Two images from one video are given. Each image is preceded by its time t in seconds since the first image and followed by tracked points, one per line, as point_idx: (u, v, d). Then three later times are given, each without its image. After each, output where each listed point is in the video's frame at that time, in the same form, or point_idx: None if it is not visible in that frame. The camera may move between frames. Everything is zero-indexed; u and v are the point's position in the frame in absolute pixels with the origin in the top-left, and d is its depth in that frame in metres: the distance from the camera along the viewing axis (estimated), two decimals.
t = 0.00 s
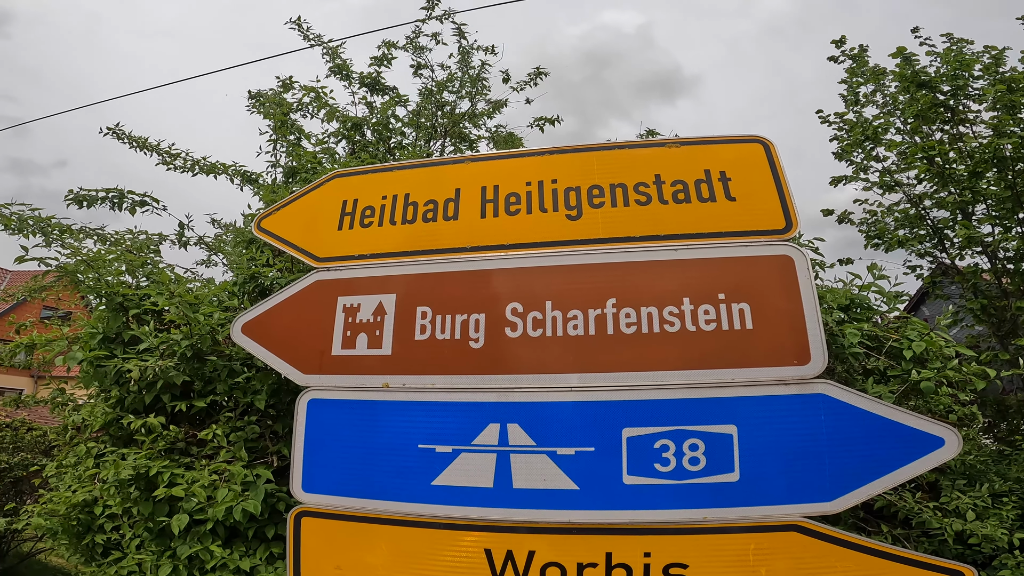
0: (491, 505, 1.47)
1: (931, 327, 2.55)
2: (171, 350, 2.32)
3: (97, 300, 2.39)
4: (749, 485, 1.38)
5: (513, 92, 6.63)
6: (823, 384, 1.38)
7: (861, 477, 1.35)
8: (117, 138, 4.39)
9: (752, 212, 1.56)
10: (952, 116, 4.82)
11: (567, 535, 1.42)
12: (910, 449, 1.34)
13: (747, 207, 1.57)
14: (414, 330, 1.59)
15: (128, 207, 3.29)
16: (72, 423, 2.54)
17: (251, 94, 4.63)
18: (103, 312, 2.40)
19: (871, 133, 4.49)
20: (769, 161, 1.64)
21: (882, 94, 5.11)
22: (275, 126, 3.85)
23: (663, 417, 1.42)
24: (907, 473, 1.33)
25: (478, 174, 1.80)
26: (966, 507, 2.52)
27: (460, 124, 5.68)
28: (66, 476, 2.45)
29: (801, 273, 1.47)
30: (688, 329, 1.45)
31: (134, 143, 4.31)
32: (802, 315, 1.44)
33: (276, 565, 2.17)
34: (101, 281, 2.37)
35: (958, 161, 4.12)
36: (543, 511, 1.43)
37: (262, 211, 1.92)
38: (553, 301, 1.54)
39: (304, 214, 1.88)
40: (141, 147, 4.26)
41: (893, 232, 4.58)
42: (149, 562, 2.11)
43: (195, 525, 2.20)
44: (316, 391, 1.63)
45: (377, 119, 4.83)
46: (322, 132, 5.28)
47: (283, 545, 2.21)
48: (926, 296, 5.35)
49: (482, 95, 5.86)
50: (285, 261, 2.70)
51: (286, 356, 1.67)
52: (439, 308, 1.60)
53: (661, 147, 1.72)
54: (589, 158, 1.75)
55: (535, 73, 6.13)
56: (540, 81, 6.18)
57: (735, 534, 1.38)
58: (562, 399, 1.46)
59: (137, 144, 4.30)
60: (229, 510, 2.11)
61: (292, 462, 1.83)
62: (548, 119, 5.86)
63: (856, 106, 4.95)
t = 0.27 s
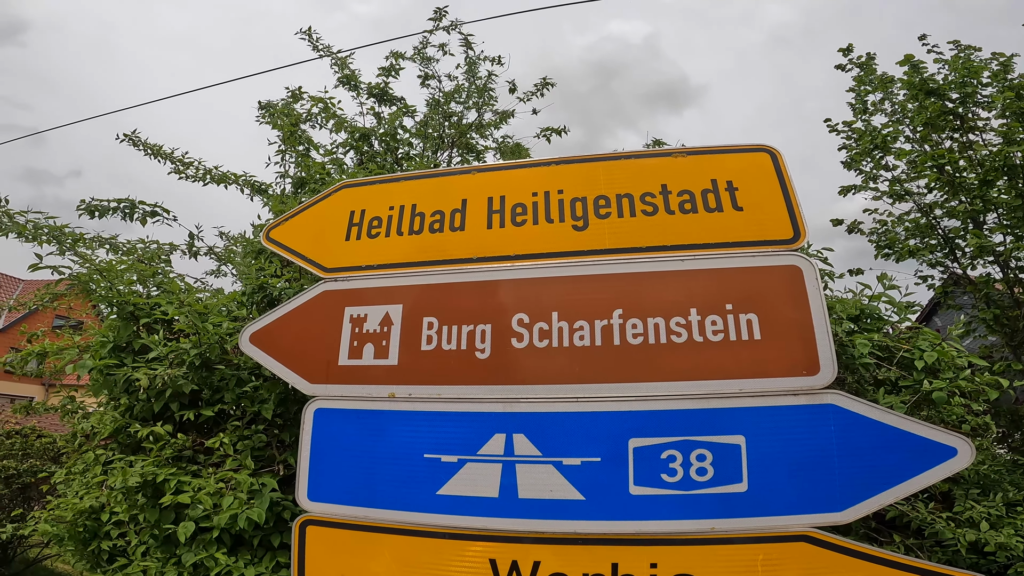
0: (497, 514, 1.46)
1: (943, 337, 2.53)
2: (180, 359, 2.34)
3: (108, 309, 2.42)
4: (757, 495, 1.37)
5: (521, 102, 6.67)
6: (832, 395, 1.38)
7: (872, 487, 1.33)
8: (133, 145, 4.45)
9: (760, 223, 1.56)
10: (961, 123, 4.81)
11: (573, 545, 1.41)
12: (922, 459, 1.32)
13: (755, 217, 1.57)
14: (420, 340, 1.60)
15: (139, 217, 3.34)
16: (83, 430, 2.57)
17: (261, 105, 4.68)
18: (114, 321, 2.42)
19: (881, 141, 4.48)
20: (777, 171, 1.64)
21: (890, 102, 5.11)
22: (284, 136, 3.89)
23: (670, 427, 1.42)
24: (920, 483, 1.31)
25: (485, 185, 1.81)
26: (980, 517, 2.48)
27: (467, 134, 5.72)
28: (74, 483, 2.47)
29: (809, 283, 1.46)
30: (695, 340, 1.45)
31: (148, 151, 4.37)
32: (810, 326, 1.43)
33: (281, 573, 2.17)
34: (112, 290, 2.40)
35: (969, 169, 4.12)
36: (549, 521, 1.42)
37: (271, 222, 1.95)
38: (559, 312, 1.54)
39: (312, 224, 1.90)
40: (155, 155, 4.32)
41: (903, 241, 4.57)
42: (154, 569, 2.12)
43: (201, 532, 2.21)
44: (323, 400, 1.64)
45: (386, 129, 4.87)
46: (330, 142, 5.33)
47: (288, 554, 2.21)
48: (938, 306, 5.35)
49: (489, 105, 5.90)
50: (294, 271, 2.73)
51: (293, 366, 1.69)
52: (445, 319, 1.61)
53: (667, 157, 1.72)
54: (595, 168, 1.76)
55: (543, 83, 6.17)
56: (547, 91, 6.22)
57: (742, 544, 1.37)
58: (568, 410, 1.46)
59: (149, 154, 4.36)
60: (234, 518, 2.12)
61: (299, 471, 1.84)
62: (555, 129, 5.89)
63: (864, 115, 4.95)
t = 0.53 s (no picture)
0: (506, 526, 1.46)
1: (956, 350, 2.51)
2: (191, 370, 2.37)
3: (122, 320, 2.45)
4: (768, 509, 1.36)
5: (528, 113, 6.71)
6: (844, 407, 1.37)
7: (884, 498, 1.33)
8: (157, 152, 4.53)
9: (769, 235, 1.57)
10: (971, 132, 4.79)
11: (581, 557, 1.41)
12: (935, 470, 1.31)
13: (764, 230, 1.58)
14: (430, 353, 1.61)
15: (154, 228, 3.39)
16: (96, 439, 2.60)
17: (272, 116, 4.74)
18: (128, 332, 2.46)
19: (892, 150, 4.59)
20: (786, 182, 1.65)
21: (900, 111, 5.10)
22: (294, 148, 3.95)
23: (679, 440, 1.42)
24: (933, 494, 1.31)
25: (493, 198, 1.82)
26: (995, 528, 2.44)
27: (476, 146, 5.77)
28: (85, 491, 2.49)
29: (819, 295, 1.46)
30: (704, 354, 1.45)
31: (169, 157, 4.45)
32: (820, 338, 1.43)
33: None
34: (126, 301, 2.43)
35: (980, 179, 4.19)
36: (557, 533, 1.42)
37: (282, 234, 1.97)
38: (567, 325, 1.55)
39: (322, 238, 1.92)
40: (174, 164, 4.39)
41: (915, 251, 4.64)
42: None
43: (211, 541, 2.22)
44: (332, 412, 1.65)
45: (394, 141, 4.92)
46: (340, 154, 5.40)
47: (296, 564, 2.21)
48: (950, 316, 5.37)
49: (497, 117, 5.95)
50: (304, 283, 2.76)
51: (303, 378, 1.70)
52: (454, 332, 1.62)
53: (675, 170, 1.73)
54: (603, 181, 1.77)
55: (551, 94, 6.22)
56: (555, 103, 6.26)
57: (753, 557, 1.35)
58: (577, 422, 1.46)
59: (163, 166, 4.43)
60: (243, 528, 2.12)
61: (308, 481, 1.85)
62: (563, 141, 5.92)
63: (873, 124, 4.95)
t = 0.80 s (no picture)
0: (522, 540, 1.46)
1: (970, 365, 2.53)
2: (209, 383, 2.42)
3: (141, 332, 2.50)
4: (785, 524, 1.37)
5: (539, 126, 6.76)
6: (861, 424, 1.37)
7: (901, 512, 1.33)
8: (170, 173, 4.61)
9: (785, 253, 1.58)
10: (985, 141, 4.77)
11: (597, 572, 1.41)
12: (953, 484, 1.32)
13: (780, 247, 1.59)
14: (447, 370, 1.64)
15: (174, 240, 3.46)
16: (113, 448, 2.63)
17: (287, 129, 4.82)
18: (148, 345, 2.51)
19: (905, 160, 4.64)
20: (802, 199, 1.66)
21: (912, 120, 5.10)
22: (309, 161, 4.01)
23: (695, 456, 1.43)
24: (951, 508, 1.31)
25: (509, 215, 1.85)
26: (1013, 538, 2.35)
27: (488, 159, 5.82)
28: (104, 501, 2.53)
29: (836, 312, 1.47)
30: (721, 371, 1.46)
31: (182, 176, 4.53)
32: (837, 356, 1.44)
33: None
34: (146, 315, 2.48)
35: (994, 190, 4.20)
36: (573, 547, 1.42)
37: (299, 250, 2.01)
38: (584, 343, 1.57)
39: (339, 254, 1.96)
40: (188, 181, 4.47)
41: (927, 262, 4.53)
42: None
43: (228, 552, 2.23)
44: (350, 427, 1.68)
45: (407, 154, 4.98)
46: (353, 167, 5.46)
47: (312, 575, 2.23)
48: (965, 326, 5.32)
49: (509, 129, 6.01)
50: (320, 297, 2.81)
51: (322, 393, 1.73)
52: (471, 349, 1.65)
53: (690, 187, 1.75)
54: (618, 198, 1.79)
55: (562, 107, 6.28)
56: (567, 115, 6.31)
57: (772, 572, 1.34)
58: (593, 439, 1.48)
59: (181, 179, 4.51)
60: (261, 538, 2.15)
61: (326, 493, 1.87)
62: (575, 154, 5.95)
63: (886, 134, 4.95)
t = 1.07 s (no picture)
0: (533, 549, 1.47)
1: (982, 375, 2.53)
2: (221, 393, 2.44)
3: (152, 340, 2.52)
4: (796, 535, 1.37)
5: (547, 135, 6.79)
6: (873, 435, 1.37)
7: (912, 521, 1.33)
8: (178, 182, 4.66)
9: (796, 265, 1.59)
10: (994, 148, 4.76)
11: None
12: (964, 495, 1.32)
13: (790, 259, 1.60)
14: (457, 381, 1.66)
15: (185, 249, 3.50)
16: (123, 454, 2.65)
17: (296, 138, 4.86)
18: (160, 353, 2.54)
19: (914, 168, 4.64)
20: (812, 210, 1.67)
21: (921, 127, 5.09)
22: (319, 169, 4.05)
23: (705, 467, 1.43)
24: (962, 517, 1.31)
25: (519, 227, 1.87)
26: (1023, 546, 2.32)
27: (497, 168, 5.85)
28: (115, 507, 2.55)
29: (847, 324, 1.48)
30: (732, 383, 1.47)
31: (191, 186, 4.58)
32: (849, 367, 1.44)
33: None
34: (158, 324, 2.50)
35: (1004, 198, 4.18)
36: (584, 557, 1.43)
37: (311, 259, 2.03)
38: (594, 354, 1.58)
39: (350, 264, 1.98)
40: (198, 189, 4.52)
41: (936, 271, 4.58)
42: None
43: (238, 559, 2.24)
44: (360, 436, 1.69)
45: (416, 163, 5.02)
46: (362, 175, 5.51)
47: None
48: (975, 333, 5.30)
49: (517, 138, 6.03)
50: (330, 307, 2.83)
51: (333, 402, 1.75)
52: (482, 360, 1.66)
53: (700, 199, 1.76)
54: (628, 210, 1.80)
55: (569, 115, 6.31)
56: (575, 123, 6.33)
57: None
58: (604, 449, 1.48)
59: (193, 187, 4.56)
60: (272, 546, 2.16)
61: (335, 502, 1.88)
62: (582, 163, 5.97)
63: (894, 141, 4.94)
